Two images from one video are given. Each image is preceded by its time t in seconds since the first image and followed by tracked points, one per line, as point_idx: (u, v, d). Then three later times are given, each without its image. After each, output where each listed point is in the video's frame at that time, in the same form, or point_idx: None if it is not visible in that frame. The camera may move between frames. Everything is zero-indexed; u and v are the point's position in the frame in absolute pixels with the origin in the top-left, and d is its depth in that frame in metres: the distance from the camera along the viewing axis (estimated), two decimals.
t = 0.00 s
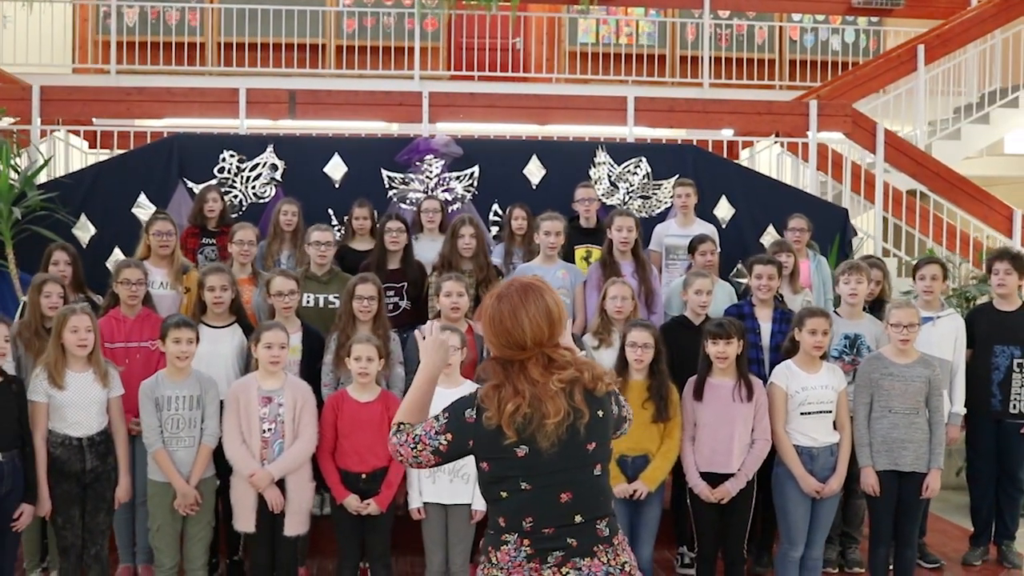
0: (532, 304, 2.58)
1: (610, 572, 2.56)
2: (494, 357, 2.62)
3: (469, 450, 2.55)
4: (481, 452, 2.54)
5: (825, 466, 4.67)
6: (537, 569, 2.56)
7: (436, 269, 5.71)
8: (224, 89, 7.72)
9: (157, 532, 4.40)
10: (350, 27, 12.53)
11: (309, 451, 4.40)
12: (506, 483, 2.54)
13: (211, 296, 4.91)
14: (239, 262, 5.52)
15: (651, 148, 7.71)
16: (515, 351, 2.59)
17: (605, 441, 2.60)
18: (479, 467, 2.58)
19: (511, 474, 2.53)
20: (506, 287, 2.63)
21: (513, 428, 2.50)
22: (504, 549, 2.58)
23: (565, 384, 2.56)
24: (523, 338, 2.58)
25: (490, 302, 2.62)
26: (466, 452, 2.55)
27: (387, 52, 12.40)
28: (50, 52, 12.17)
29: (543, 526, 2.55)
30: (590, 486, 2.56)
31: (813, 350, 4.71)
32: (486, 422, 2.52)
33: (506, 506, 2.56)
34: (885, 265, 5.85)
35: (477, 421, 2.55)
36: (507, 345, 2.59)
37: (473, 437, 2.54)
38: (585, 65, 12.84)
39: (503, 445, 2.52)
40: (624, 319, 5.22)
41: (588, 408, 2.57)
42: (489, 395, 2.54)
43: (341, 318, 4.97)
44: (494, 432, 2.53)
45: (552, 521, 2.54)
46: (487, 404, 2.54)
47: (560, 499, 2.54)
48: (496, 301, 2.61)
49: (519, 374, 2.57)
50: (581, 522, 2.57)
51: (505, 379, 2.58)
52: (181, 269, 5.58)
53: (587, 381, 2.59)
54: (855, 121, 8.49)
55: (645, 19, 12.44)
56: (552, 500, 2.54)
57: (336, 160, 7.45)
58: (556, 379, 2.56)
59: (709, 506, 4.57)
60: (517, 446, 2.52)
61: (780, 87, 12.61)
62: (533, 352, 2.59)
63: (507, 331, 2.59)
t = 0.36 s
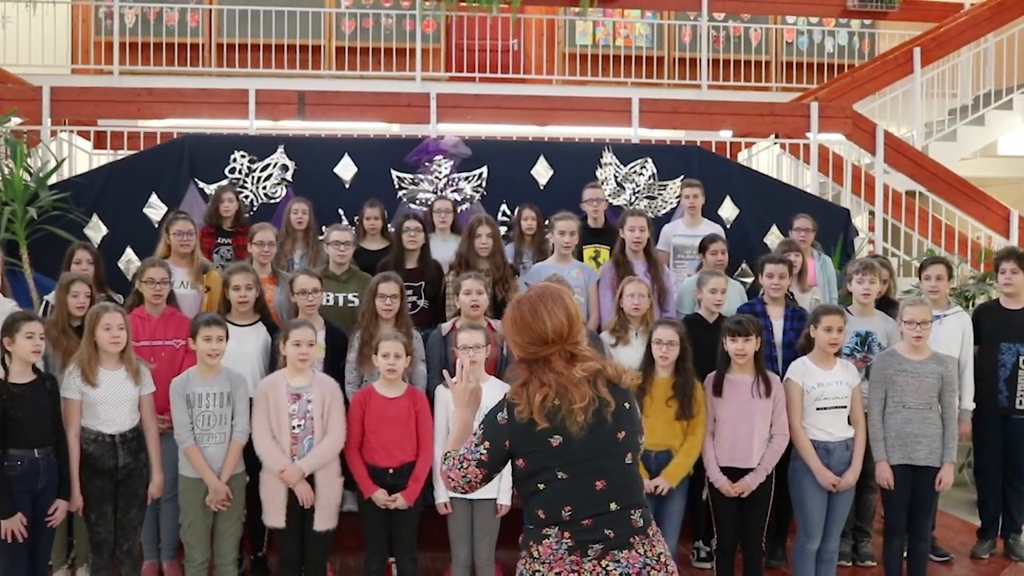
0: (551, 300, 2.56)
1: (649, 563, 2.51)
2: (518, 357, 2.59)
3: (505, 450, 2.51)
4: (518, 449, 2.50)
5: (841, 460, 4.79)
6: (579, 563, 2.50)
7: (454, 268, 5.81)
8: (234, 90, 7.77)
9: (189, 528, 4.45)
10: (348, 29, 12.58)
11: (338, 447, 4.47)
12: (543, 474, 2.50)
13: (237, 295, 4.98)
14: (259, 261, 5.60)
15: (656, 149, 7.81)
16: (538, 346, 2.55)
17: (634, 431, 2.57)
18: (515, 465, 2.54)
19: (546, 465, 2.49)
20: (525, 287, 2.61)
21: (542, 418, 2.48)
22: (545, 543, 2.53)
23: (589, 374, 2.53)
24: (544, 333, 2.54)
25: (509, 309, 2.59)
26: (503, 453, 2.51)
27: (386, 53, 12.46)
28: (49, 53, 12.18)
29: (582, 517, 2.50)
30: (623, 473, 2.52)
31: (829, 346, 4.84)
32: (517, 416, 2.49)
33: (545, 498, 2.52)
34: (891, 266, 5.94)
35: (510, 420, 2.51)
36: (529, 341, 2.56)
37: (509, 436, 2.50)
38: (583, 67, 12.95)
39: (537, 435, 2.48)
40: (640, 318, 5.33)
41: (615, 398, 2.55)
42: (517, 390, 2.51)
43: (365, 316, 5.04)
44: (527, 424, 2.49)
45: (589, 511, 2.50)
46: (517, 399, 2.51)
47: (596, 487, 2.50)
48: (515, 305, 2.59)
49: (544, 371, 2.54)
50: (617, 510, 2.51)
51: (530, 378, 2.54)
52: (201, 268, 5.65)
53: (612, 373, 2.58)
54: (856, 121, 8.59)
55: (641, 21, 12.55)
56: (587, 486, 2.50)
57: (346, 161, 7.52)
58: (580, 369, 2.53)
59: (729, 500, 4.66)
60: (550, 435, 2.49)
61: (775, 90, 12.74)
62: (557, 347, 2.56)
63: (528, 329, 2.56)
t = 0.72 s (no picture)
0: (616, 299, 2.58)
1: (705, 550, 2.54)
2: (580, 353, 2.61)
3: (565, 440, 2.54)
4: (578, 440, 2.53)
5: (859, 454, 4.90)
6: (638, 549, 2.53)
7: (474, 267, 5.90)
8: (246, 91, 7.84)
9: (224, 523, 4.53)
10: (348, 30, 12.67)
11: (370, 444, 4.56)
12: (603, 466, 2.54)
13: (265, 293, 5.05)
14: (283, 261, 5.67)
15: (664, 151, 7.92)
16: (602, 344, 2.58)
17: (688, 425, 2.62)
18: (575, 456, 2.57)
19: (606, 458, 2.54)
20: (588, 284, 2.62)
21: (605, 415, 2.52)
22: (605, 531, 2.56)
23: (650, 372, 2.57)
24: (608, 332, 2.57)
25: (574, 304, 2.60)
26: (562, 443, 2.55)
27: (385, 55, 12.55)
28: (49, 54, 12.22)
29: (641, 506, 2.53)
30: (680, 466, 2.56)
31: (847, 344, 4.94)
32: (580, 410, 2.53)
33: (606, 489, 2.55)
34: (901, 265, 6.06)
35: (572, 412, 2.55)
36: (594, 339, 2.58)
37: (570, 427, 2.53)
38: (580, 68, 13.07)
39: (599, 429, 2.52)
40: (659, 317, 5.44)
41: (672, 394, 2.59)
42: (580, 386, 2.55)
43: (392, 314, 5.13)
44: (589, 418, 2.53)
45: (648, 500, 2.53)
46: (580, 395, 2.54)
47: (655, 478, 2.54)
48: (579, 301, 2.60)
49: (607, 368, 2.57)
50: (674, 500, 2.55)
51: (593, 374, 2.57)
52: (224, 267, 5.72)
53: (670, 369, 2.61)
54: (857, 124, 8.72)
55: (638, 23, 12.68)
56: (647, 478, 2.53)
57: (358, 161, 7.59)
58: (642, 367, 2.56)
59: (751, 494, 4.77)
60: (611, 430, 2.52)
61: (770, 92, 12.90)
62: (619, 345, 2.58)
63: (592, 327, 2.58)
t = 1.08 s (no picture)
0: (728, 292, 2.71)
1: (779, 535, 2.73)
2: (684, 340, 2.75)
3: (657, 427, 2.70)
4: (670, 427, 2.70)
5: (881, 447, 5.02)
6: (717, 533, 2.71)
7: (498, 264, 5.97)
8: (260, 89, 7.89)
9: (262, 515, 4.57)
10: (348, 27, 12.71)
11: (407, 437, 4.63)
12: (692, 456, 2.71)
13: (298, 289, 5.12)
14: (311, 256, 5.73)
15: (674, 149, 8.01)
16: (708, 335, 2.72)
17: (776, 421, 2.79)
18: (665, 443, 2.74)
19: (696, 448, 2.70)
20: (700, 274, 2.75)
21: (704, 407, 2.68)
22: (687, 515, 2.73)
23: (749, 368, 2.73)
24: (717, 322, 2.71)
25: (687, 291, 2.73)
26: (654, 429, 2.71)
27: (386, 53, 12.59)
28: (48, 49, 12.19)
29: (723, 495, 2.70)
30: (763, 459, 2.74)
31: (870, 339, 5.04)
32: (677, 400, 2.68)
33: (691, 477, 2.72)
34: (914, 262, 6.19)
35: (667, 400, 2.71)
36: (700, 329, 2.72)
37: (663, 415, 2.70)
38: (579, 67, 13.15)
39: (694, 421, 2.69)
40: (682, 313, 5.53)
41: (764, 392, 2.75)
42: (681, 377, 2.70)
43: (423, 309, 5.20)
44: (685, 410, 2.69)
45: (731, 489, 2.71)
46: (679, 385, 2.70)
47: (739, 471, 2.71)
48: (691, 290, 2.73)
49: (709, 357, 2.72)
50: (754, 492, 2.73)
51: (696, 363, 2.72)
52: (251, 263, 5.76)
53: (766, 365, 2.77)
54: (862, 124, 8.85)
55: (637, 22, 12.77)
56: (731, 470, 2.71)
57: (373, 159, 7.65)
58: (743, 363, 2.72)
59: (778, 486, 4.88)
60: (704, 423, 2.69)
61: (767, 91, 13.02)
62: (723, 337, 2.73)
63: (702, 317, 2.72)
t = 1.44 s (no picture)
0: (826, 285, 2.84)
1: (854, 526, 2.89)
2: (779, 327, 2.88)
3: (750, 416, 2.87)
4: (762, 417, 2.86)
5: (898, 433, 5.15)
6: (798, 522, 2.87)
7: (517, 254, 6.05)
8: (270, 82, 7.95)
9: (297, 502, 4.64)
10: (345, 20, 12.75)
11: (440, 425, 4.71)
12: (780, 445, 2.87)
13: (325, 280, 5.18)
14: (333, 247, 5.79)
15: (681, 142, 8.11)
16: (804, 324, 2.85)
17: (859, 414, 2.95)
18: (755, 432, 2.90)
19: (785, 437, 2.86)
20: (798, 266, 2.87)
21: (797, 396, 2.84)
22: (771, 504, 2.89)
23: (840, 359, 2.88)
24: (814, 313, 2.84)
25: (787, 282, 2.85)
26: (747, 419, 2.87)
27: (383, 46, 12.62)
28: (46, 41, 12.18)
29: (807, 485, 2.87)
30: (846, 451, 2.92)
31: (887, 328, 5.12)
32: (772, 389, 2.84)
33: (777, 466, 2.88)
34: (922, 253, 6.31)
35: (759, 390, 2.87)
36: (798, 319, 2.85)
37: (756, 405, 2.86)
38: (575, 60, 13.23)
39: (786, 410, 2.85)
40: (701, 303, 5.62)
41: (852, 384, 2.91)
42: (776, 367, 2.85)
43: (448, 299, 5.28)
44: (779, 399, 2.85)
45: (814, 481, 2.87)
46: (774, 374, 2.86)
47: (823, 462, 2.87)
48: (791, 281, 2.85)
49: (802, 347, 2.86)
50: (834, 483, 2.89)
51: (790, 352, 2.87)
52: (273, 254, 5.82)
53: (853, 357, 2.92)
54: (863, 118, 8.98)
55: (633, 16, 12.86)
56: (815, 461, 2.87)
57: (384, 151, 7.72)
58: (835, 355, 2.87)
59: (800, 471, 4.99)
60: (795, 412, 2.85)
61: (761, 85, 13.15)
62: (817, 328, 2.87)
63: (801, 306, 2.84)
